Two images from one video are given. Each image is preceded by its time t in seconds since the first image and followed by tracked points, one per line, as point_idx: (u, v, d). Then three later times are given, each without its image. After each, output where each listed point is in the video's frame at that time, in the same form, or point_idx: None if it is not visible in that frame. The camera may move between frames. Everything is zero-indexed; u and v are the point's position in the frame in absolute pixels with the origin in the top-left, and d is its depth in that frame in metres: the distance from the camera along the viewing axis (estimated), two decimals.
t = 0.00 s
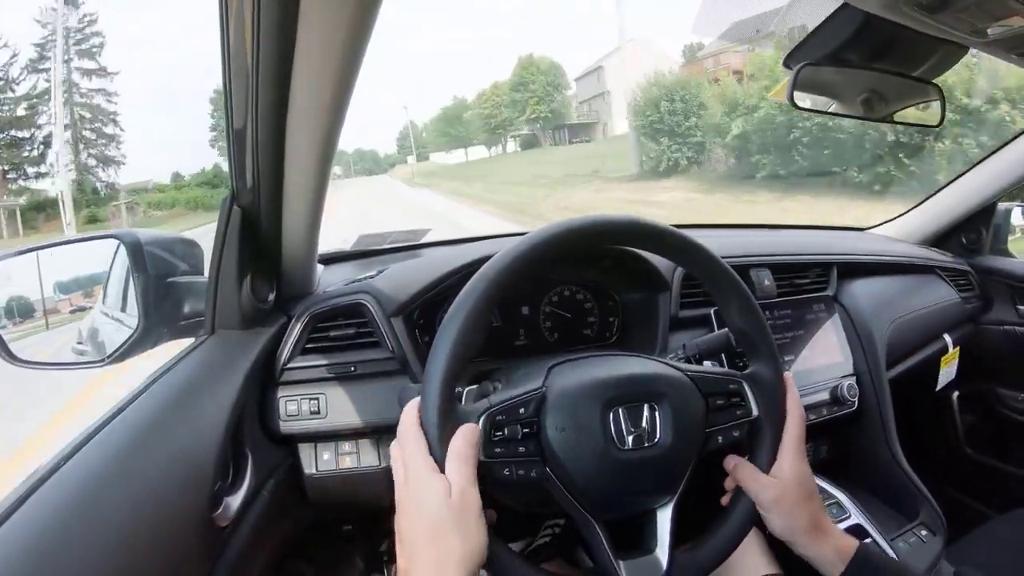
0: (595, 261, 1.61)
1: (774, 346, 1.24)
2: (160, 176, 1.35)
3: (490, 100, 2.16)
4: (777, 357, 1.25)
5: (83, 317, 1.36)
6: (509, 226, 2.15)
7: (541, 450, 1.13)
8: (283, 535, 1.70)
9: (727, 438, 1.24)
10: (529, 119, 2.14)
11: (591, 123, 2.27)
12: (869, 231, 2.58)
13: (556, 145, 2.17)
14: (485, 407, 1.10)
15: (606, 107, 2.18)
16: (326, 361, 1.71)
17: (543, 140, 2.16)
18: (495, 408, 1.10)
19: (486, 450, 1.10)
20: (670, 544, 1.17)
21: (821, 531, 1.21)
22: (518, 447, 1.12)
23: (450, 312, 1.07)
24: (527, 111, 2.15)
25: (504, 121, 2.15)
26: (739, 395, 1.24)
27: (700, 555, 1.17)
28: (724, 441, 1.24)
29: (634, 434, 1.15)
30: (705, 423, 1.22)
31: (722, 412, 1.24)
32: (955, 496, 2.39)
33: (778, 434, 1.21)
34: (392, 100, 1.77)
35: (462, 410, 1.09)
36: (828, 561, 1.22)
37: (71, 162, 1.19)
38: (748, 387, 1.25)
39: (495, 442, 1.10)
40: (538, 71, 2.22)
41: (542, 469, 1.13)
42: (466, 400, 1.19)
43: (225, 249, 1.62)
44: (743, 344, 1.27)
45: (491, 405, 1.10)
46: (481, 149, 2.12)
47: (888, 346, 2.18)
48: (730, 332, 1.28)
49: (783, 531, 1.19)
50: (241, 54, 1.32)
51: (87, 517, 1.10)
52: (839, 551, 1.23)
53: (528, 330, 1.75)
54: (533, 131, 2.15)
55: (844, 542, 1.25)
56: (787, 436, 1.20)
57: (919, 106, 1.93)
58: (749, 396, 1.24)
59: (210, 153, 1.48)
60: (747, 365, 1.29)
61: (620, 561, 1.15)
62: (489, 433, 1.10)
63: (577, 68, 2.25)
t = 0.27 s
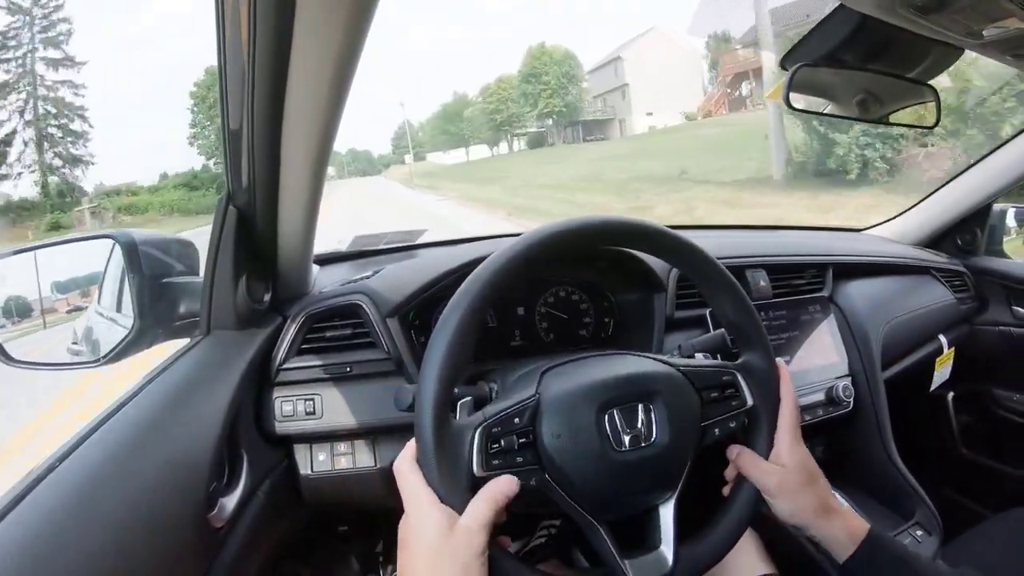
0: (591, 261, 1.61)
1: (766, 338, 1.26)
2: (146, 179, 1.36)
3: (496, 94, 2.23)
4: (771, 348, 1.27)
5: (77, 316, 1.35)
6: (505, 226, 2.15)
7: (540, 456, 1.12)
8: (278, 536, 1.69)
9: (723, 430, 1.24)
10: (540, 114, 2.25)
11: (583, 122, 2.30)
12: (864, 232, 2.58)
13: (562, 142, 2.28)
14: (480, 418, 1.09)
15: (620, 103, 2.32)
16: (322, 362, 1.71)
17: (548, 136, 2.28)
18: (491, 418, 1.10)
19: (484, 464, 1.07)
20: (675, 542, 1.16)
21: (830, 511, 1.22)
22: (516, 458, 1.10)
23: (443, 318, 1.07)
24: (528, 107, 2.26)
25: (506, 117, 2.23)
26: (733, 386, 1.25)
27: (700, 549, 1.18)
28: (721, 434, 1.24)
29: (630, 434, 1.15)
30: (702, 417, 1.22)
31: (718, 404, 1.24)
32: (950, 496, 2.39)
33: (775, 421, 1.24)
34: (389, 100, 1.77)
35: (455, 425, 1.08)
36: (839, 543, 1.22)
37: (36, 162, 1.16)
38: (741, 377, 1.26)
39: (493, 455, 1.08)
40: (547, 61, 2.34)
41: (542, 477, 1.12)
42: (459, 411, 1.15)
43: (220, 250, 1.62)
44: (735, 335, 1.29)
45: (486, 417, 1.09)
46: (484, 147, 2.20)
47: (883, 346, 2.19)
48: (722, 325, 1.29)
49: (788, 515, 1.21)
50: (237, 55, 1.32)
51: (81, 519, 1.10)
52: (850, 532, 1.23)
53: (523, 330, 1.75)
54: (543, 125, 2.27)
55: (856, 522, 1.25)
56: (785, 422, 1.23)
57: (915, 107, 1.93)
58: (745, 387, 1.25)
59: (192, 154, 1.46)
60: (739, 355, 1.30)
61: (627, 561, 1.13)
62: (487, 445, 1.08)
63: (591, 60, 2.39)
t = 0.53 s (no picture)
0: (586, 263, 1.61)
1: (762, 337, 1.26)
2: (122, 178, 1.30)
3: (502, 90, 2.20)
4: (765, 347, 1.27)
5: (71, 319, 1.33)
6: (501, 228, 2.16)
7: (537, 460, 1.12)
8: (274, 539, 1.69)
9: (719, 429, 1.24)
10: (558, 108, 2.23)
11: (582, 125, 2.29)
12: (859, 234, 2.59)
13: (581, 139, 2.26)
14: (477, 424, 1.09)
15: (645, 98, 2.32)
16: (317, 364, 1.70)
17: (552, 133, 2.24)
18: (487, 424, 1.10)
19: (481, 470, 1.07)
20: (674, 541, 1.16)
21: (828, 505, 1.23)
22: (512, 463, 1.10)
23: (437, 322, 1.07)
24: (531, 104, 2.23)
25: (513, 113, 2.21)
26: (729, 384, 1.25)
27: (699, 550, 1.18)
28: (717, 432, 1.24)
29: (627, 435, 1.15)
30: (698, 416, 1.23)
31: (714, 403, 1.24)
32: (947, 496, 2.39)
33: (772, 416, 1.25)
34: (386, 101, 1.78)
35: (450, 432, 1.08)
36: (839, 536, 1.24)
37: None
38: (736, 374, 1.26)
39: (489, 460, 1.08)
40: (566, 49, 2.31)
41: (539, 480, 1.12)
42: (455, 417, 1.13)
43: (216, 252, 1.62)
44: (730, 335, 1.29)
45: (482, 423, 1.09)
46: (485, 146, 2.17)
47: (879, 347, 2.19)
48: (717, 324, 1.29)
49: (787, 510, 1.22)
50: (237, 58, 1.34)
51: (81, 517, 1.10)
52: (850, 525, 1.25)
53: (519, 331, 1.75)
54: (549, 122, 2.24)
55: (855, 516, 1.26)
56: (781, 419, 1.24)
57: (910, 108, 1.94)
58: (740, 385, 1.26)
59: (169, 153, 1.41)
60: (733, 353, 1.30)
61: (627, 561, 1.13)
62: (483, 451, 1.08)
63: (614, 49, 2.36)
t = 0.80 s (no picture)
0: (582, 262, 1.61)
1: (757, 335, 1.26)
2: (88, 180, 1.22)
3: (504, 88, 2.18)
4: (761, 343, 1.27)
5: (67, 319, 1.32)
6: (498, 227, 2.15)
7: (534, 461, 1.11)
8: (272, 539, 1.69)
9: (716, 426, 1.24)
10: (582, 100, 2.22)
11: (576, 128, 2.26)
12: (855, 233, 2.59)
13: (604, 136, 2.28)
14: (474, 426, 1.09)
15: (677, 90, 2.32)
16: (313, 363, 1.70)
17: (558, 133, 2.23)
18: (483, 426, 1.10)
19: (479, 472, 1.07)
20: (671, 538, 1.17)
21: (829, 496, 1.23)
22: (510, 464, 1.10)
23: (433, 322, 1.07)
24: (535, 102, 2.19)
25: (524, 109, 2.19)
26: (724, 380, 1.25)
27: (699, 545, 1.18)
28: (714, 429, 1.24)
29: (624, 434, 1.15)
30: (695, 414, 1.23)
31: (709, 400, 1.24)
32: (943, 494, 2.40)
33: (768, 411, 1.25)
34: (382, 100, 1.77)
35: (447, 436, 1.08)
36: (841, 527, 1.24)
37: None
38: (732, 372, 1.26)
39: (487, 462, 1.08)
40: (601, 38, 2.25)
41: (536, 480, 1.12)
42: (451, 418, 1.13)
43: (212, 252, 1.62)
44: (726, 332, 1.29)
45: (478, 425, 1.09)
46: (492, 145, 2.16)
47: (875, 345, 2.20)
48: (713, 321, 1.29)
49: (788, 504, 1.22)
50: (233, 58, 1.33)
51: (79, 517, 1.11)
52: (852, 516, 1.24)
53: (516, 331, 1.75)
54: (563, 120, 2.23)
55: (857, 506, 1.26)
56: (778, 414, 1.24)
57: (906, 107, 1.94)
58: (736, 382, 1.26)
59: (148, 153, 1.35)
60: (729, 350, 1.30)
61: (625, 560, 1.13)
62: (481, 454, 1.08)
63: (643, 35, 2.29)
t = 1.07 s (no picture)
0: (578, 261, 1.62)
1: (754, 332, 1.26)
2: (78, 181, 1.22)
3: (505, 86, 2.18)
4: (757, 338, 1.27)
5: (62, 323, 1.33)
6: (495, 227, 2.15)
7: (533, 462, 1.11)
8: (271, 541, 1.69)
9: (714, 423, 1.24)
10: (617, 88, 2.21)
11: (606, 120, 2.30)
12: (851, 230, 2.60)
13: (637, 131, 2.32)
14: (472, 429, 1.09)
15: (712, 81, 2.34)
16: (310, 365, 1.70)
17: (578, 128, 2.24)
18: (481, 429, 1.10)
19: (478, 474, 1.07)
20: (671, 537, 1.17)
21: (828, 490, 1.24)
22: (509, 466, 1.10)
23: (429, 323, 1.06)
24: (541, 96, 2.17)
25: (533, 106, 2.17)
26: (721, 377, 1.25)
27: (703, 537, 1.18)
28: (711, 426, 1.24)
29: (622, 433, 1.15)
30: (693, 411, 1.23)
31: (706, 396, 1.24)
32: (940, 490, 2.41)
33: (766, 407, 1.25)
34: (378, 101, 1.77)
35: (445, 438, 1.07)
36: (840, 520, 1.25)
37: None
38: (729, 368, 1.26)
39: (485, 464, 1.08)
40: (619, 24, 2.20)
41: (536, 481, 1.12)
42: (449, 420, 1.14)
43: (208, 255, 1.61)
44: (722, 329, 1.29)
45: (476, 428, 1.09)
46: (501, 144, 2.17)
47: (872, 343, 2.20)
48: (709, 319, 1.29)
49: (787, 499, 1.23)
50: (225, 59, 1.32)
51: (77, 520, 1.11)
52: (850, 508, 1.26)
53: (512, 331, 1.76)
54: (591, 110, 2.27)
55: (856, 498, 1.27)
56: (776, 409, 1.25)
57: (900, 105, 1.94)
58: (733, 378, 1.26)
59: (120, 153, 1.30)
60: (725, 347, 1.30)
61: (625, 559, 1.13)
62: (479, 457, 1.08)
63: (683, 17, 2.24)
